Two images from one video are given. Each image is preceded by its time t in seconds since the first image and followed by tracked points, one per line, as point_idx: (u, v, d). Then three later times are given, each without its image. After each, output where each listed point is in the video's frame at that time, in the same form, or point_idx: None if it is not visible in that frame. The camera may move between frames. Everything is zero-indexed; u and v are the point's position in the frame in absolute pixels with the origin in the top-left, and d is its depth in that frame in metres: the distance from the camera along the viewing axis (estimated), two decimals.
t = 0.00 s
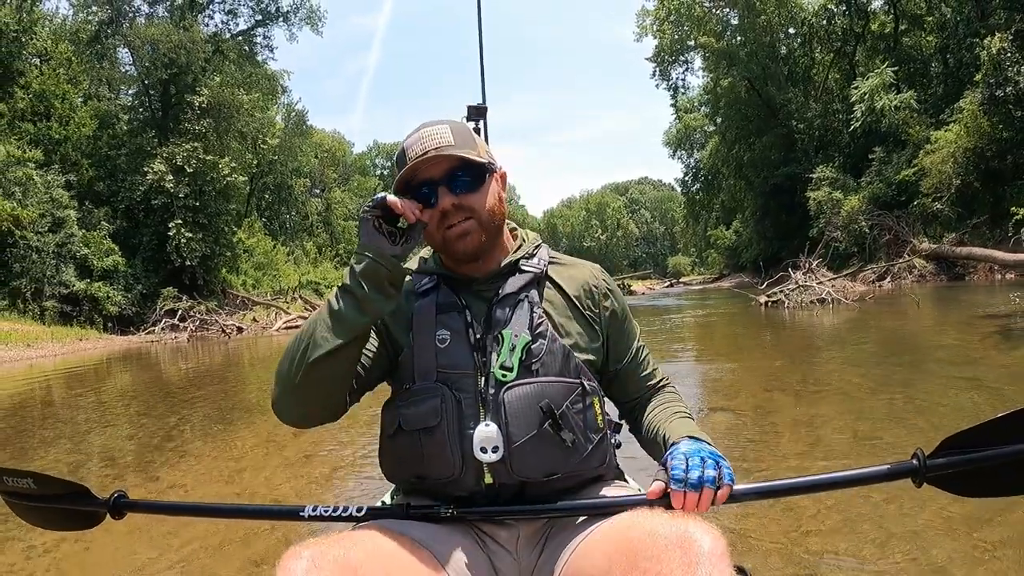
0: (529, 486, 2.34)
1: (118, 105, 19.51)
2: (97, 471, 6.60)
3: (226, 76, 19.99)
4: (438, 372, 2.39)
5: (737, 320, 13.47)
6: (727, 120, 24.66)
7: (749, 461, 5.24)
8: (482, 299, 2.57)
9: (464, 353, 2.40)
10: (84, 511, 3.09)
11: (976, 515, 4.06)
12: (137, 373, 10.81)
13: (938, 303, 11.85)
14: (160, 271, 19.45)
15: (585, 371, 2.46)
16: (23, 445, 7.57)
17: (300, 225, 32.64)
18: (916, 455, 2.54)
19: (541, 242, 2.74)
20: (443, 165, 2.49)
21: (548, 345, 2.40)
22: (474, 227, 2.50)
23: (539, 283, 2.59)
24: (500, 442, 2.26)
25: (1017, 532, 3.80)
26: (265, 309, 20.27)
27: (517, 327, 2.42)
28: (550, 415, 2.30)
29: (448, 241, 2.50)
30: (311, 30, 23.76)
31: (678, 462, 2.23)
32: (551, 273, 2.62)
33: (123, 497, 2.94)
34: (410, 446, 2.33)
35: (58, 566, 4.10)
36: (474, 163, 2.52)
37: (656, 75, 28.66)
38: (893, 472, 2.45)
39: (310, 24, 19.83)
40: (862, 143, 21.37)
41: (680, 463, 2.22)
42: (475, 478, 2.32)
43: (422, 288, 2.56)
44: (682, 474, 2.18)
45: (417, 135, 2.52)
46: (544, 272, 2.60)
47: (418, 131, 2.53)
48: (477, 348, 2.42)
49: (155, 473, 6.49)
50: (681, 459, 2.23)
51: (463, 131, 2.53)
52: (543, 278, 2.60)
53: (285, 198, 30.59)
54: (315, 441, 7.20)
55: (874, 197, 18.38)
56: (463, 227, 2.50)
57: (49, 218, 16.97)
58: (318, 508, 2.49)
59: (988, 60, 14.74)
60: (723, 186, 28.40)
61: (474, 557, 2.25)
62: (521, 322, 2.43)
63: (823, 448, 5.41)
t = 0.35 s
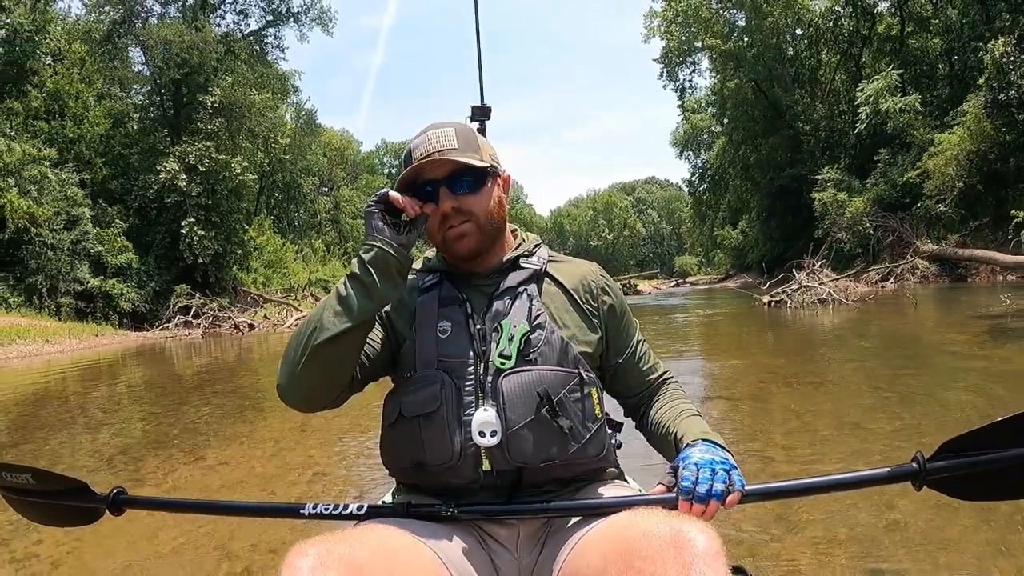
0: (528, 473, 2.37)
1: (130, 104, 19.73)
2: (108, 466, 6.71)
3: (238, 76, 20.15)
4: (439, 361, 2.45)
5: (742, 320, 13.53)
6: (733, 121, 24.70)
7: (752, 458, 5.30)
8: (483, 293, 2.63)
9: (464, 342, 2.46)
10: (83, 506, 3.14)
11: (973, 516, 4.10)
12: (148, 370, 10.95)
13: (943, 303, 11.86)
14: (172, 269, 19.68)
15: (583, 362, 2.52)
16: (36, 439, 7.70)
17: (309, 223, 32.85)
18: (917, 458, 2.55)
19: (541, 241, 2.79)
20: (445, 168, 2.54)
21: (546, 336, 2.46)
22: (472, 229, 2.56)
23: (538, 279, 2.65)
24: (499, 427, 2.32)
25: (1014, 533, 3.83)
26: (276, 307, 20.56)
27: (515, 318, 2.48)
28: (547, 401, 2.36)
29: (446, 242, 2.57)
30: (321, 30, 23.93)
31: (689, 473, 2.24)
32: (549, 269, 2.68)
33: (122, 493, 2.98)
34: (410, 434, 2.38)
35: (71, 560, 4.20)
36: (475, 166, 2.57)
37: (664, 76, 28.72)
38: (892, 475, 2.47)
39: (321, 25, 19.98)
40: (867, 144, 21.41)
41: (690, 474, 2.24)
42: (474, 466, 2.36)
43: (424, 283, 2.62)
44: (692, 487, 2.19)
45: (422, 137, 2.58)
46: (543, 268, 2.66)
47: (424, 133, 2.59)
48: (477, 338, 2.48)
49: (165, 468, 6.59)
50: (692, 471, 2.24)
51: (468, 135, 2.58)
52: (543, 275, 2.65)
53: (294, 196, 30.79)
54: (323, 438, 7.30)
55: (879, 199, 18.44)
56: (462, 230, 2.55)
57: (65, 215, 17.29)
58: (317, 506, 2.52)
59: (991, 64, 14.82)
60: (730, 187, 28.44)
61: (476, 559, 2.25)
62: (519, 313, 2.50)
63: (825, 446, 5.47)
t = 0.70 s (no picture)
0: (527, 470, 2.43)
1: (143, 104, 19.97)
2: (122, 462, 6.87)
3: (250, 77, 20.35)
4: (442, 358, 2.51)
5: (748, 318, 13.63)
6: (740, 122, 24.75)
7: (756, 454, 5.40)
8: (486, 293, 2.71)
9: (466, 340, 2.53)
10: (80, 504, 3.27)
11: (969, 516, 4.16)
12: (164, 366, 11.16)
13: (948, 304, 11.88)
14: (185, 267, 19.95)
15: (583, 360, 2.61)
16: (52, 434, 7.87)
17: (318, 222, 33.11)
18: (913, 459, 2.62)
19: (545, 244, 2.89)
20: (478, 159, 2.66)
21: (547, 335, 2.55)
22: (496, 220, 2.67)
23: (540, 279, 2.74)
24: (500, 423, 2.38)
25: (1009, 533, 3.89)
26: (288, 304, 20.85)
27: (517, 317, 2.57)
28: (547, 398, 2.42)
29: (468, 229, 2.66)
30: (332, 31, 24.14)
31: (680, 478, 2.29)
32: (552, 270, 2.76)
33: (121, 492, 3.12)
34: (413, 431, 2.43)
35: (88, 553, 4.33)
36: (505, 162, 2.70)
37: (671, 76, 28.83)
38: (889, 476, 2.54)
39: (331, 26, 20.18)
40: (873, 145, 21.46)
41: (681, 480, 2.29)
42: (475, 462, 2.42)
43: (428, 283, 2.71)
44: (683, 491, 2.25)
45: (458, 127, 2.68)
46: (546, 269, 2.74)
47: (459, 124, 2.70)
48: (480, 336, 2.56)
49: (177, 463, 6.72)
50: (682, 476, 2.29)
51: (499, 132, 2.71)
52: (545, 276, 2.74)
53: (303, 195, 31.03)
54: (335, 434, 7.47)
55: (884, 199, 18.56)
56: (485, 219, 2.66)
57: (80, 214, 17.60)
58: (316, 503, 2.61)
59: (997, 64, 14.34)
60: (737, 186, 28.45)
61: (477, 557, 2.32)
62: (522, 312, 2.58)
63: (829, 444, 5.56)
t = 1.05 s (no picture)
0: (527, 471, 2.45)
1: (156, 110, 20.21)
2: (139, 461, 6.98)
3: (261, 81, 20.60)
4: (443, 359, 2.54)
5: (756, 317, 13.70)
6: (747, 122, 24.80)
7: (763, 453, 5.46)
8: (488, 295, 2.69)
9: (467, 341, 2.55)
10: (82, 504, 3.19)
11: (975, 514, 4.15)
12: (180, 367, 11.35)
13: (956, 302, 11.85)
14: (199, 270, 20.26)
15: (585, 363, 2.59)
16: (68, 433, 8.00)
17: (329, 224, 33.38)
18: (914, 460, 2.57)
19: (550, 247, 2.87)
20: (511, 158, 2.71)
21: (548, 337, 2.53)
22: (524, 220, 2.71)
23: (543, 282, 2.71)
24: (500, 425, 2.40)
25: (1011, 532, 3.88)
26: (301, 305, 21.11)
27: (519, 317, 2.55)
28: (548, 400, 2.44)
29: (498, 227, 2.67)
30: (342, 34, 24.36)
31: (681, 480, 2.30)
32: (555, 273, 2.75)
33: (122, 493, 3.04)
34: (414, 431, 2.47)
35: (103, 549, 4.41)
36: (534, 164, 2.77)
37: (678, 77, 28.91)
38: (888, 479, 2.51)
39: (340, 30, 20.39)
40: (880, 145, 21.45)
41: (682, 479, 2.30)
42: (475, 463, 2.44)
43: (430, 283, 2.71)
44: (685, 491, 2.26)
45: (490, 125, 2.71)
46: (549, 272, 2.73)
47: (489, 123, 2.72)
48: (482, 338, 2.56)
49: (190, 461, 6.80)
50: (684, 475, 2.30)
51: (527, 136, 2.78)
52: (549, 279, 2.72)
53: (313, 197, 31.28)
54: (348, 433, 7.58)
55: (890, 198, 18.64)
56: (514, 219, 2.70)
57: (96, 219, 17.92)
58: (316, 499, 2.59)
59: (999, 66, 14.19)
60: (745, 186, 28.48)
61: (477, 559, 2.36)
62: (524, 313, 2.56)
63: (837, 442, 5.61)
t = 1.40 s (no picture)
0: (525, 471, 2.50)
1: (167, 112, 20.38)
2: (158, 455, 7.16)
3: (271, 84, 20.84)
4: (441, 360, 2.62)
5: (762, 315, 13.79)
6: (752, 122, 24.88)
7: (770, 448, 5.55)
8: (485, 296, 2.78)
9: (465, 342, 2.63)
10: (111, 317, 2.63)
11: (972, 508, 4.21)
12: (194, 367, 11.54)
13: (961, 300, 11.90)
14: (212, 270, 20.53)
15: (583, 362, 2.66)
16: (82, 429, 8.14)
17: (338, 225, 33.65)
18: None
19: (549, 249, 2.96)
20: (522, 163, 2.80)
21: (545, 337, 2.62)
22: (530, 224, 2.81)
23: (540, 282, 2.79)
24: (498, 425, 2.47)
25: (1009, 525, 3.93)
26: (313, 305, 21.37)
27: (516, 317, 2.63)
28: (545, 400, 2.53)
29: (506, 230, 2.76)
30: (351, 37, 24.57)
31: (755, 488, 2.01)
32: (552, 274, 2.81)
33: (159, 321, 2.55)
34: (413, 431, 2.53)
35: (122, 550, 4.55)
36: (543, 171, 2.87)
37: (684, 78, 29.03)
38: (982, 558, 2.07)
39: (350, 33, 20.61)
40: (886, 144, 21.48)
41: (760, 486, 2.01)
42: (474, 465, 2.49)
43: (429, 286, 2.79)
44: (762, 505, 1.95)
45: (502, 130, 2.80)
46: (546, 272, 2.81)
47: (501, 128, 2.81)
48: (479, 338, 2.64)
49: (202, 457, 6.92)
50: (760, 485, 2.00)
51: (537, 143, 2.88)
52: (545, 278, 2.80)
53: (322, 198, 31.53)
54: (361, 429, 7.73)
55: (895, 196, 18.75)
56: (521, 223, 2.79)
57: (110, 220, 18.17)
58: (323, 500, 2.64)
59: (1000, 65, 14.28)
60: (751, 185, 28.54)
61: (477, 559, 2.35)
62: (520, 314, 2.65)
63: (840, 437, 5.71)
